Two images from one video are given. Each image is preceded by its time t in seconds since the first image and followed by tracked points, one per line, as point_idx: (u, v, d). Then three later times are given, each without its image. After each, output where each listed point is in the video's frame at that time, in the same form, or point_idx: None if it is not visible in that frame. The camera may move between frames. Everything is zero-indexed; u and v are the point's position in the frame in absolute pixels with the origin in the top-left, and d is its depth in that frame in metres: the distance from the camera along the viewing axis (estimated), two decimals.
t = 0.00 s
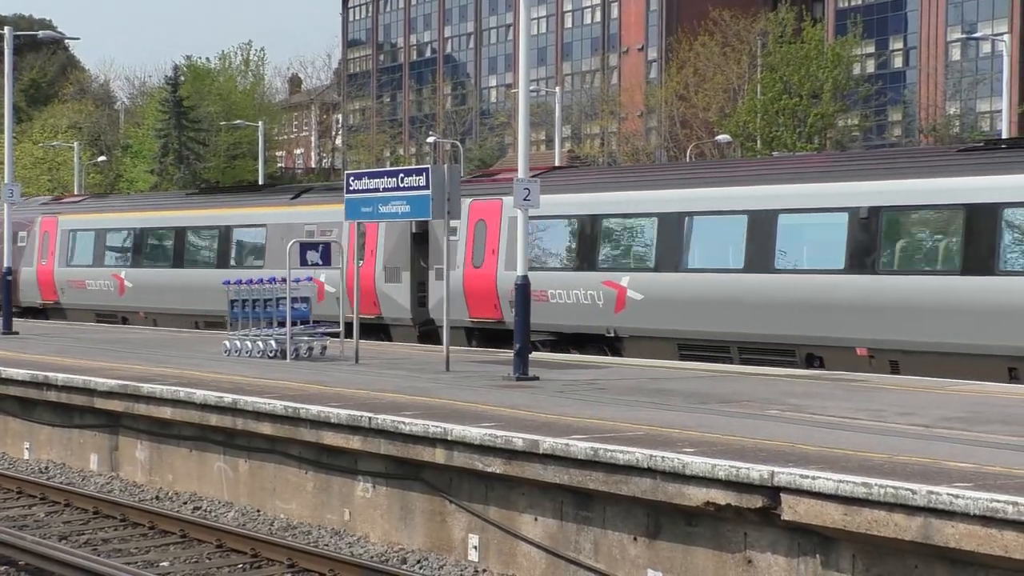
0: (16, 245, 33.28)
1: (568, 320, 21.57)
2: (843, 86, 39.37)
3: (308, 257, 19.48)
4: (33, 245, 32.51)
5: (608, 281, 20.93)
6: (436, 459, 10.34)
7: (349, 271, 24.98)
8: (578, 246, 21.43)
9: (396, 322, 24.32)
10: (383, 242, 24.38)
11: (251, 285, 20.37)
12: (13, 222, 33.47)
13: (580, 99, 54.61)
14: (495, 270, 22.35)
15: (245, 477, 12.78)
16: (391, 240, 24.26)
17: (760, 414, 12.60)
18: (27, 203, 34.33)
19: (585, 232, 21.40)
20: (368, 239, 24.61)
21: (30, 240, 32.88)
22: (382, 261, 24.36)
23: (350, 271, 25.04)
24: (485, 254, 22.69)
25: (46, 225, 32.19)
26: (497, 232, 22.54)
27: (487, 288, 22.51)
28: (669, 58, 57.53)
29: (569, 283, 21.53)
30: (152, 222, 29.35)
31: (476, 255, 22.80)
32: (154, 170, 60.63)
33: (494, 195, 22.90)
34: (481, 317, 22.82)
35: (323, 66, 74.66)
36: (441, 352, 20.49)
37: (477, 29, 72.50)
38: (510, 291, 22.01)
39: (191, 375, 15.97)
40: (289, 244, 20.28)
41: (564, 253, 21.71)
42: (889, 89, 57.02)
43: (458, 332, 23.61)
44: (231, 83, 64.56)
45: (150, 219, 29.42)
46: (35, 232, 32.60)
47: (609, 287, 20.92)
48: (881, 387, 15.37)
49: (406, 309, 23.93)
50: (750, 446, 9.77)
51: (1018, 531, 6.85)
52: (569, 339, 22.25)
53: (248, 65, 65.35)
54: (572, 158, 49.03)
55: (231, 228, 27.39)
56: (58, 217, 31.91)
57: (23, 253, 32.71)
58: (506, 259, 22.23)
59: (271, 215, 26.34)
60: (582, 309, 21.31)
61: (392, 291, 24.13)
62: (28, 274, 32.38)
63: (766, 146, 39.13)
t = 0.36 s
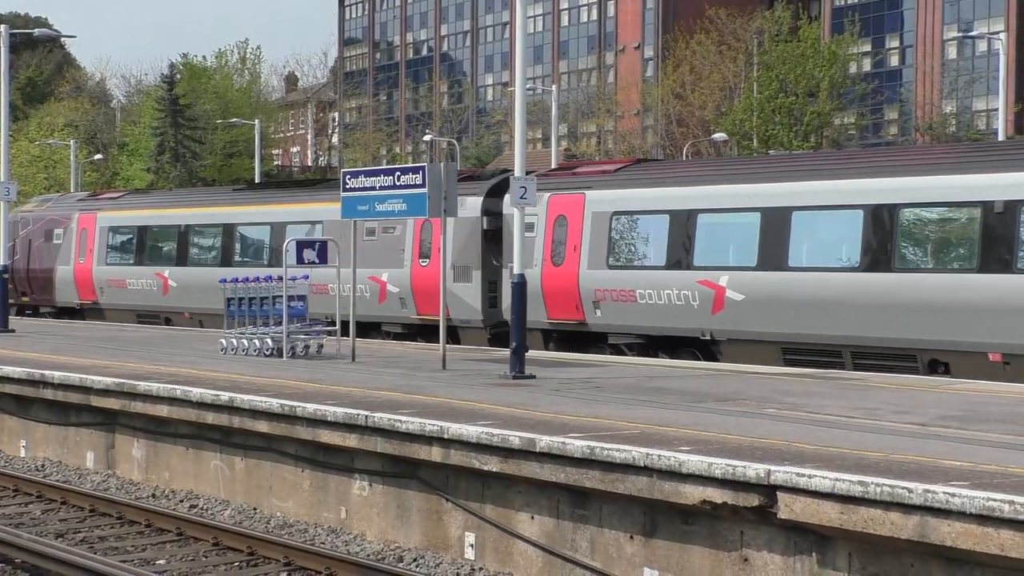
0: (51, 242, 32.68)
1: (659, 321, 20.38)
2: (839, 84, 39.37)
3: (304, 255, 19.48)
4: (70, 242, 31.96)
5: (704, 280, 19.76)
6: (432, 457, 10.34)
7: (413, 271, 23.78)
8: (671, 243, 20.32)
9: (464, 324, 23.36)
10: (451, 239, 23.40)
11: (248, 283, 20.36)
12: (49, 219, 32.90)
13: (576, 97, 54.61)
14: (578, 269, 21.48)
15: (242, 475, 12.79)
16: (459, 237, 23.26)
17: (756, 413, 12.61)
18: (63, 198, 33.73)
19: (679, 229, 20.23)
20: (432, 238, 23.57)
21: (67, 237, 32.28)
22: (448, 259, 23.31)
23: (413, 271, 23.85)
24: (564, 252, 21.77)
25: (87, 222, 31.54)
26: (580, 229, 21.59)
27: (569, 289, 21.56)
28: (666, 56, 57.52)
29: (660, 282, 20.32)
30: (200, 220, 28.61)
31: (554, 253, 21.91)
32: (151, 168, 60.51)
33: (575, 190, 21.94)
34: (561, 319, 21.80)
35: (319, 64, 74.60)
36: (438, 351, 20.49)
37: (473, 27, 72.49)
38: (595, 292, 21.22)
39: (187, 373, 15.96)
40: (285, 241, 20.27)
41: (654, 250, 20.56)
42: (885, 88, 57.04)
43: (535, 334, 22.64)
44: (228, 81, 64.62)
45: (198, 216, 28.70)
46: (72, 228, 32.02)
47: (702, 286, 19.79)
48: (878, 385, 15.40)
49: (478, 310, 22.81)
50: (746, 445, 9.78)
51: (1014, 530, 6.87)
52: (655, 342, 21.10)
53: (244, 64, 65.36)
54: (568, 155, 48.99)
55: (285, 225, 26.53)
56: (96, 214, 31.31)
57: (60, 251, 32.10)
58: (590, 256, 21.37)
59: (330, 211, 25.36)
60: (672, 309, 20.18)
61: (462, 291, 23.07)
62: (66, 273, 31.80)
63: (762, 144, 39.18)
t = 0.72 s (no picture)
0: (92, 240, 31.01)
1: (764, 324, 18.85)
2: (837, 82, 39.40)
3: (301, 253, 19.46)
4: (112, 241, 30.38)
5: (819, 280, 18.28)
6: (430, 455, 10.34)
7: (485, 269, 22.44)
8: (776, 240, 18.83)
9: (542, 325, 21.88)
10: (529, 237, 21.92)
11: (245, 281, 20.31)
12: (88, 216, 31.21)
13: (574, 95, 54.63)
14: (672, 269, 19.98)
15: (240, 473, 12.78)
16: (539, 234, 21.76)
17: (754, 410, 12.62)
18: (102, 194, 31.87)
19: (788, 224, 18.78)
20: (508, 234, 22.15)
21: (107, 235, 30.72)
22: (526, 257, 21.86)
23: (487, 269, 22.48)
24: (656, 250, 20.27)
25: (128, 219, 30.04)
26: (674, 225, 20.11)
27: (661, 290, 20.07)
28: (663, 53, 57.55)
29: (764, 282, 18.85)
30: (249, 215, 27.06)
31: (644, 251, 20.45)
32: (148, 166, 60.41)
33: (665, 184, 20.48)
34: (654, 321, 20.28)
35: (316, 62, 74.52)
36: (435, 348, 20.49)
37: (471, 25, 72.52)
38: (690, 292, 19.73)
39: (186, 371, 15.95)
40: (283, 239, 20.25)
41: (756, 248, 19.07)
42: (882, 85, 57.05)
43: (622, 337, 21.14)
44: (225, 79, 64.69)
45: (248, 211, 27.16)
46: (114, 226, 30.44)
47: (817, 286, 18.28)
48: (875, 383, 15.41)
49: (558, 312, 21.40)
50: (743, 442, 9.79)
51: (1012, 527, 6.88)
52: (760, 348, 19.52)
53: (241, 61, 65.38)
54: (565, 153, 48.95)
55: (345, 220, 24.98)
56: (141, 211, 29.76)
57: (100, 249, 30.55)
58: (685, 254, 19.88)
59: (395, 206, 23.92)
60: (783, 311, 18.64)
61: (541, 290, 21.65)
62: (107, 271, 30.29)
63: (759, 142, 39.14)
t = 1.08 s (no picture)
0: (134, 237, 30.08)
1: (881, 327, 17.76)
2: (834, 80, 39.44)
3: (298, 251, 19.43)
4: (155, 238, 29.44)
5: (943, 280, 17.15)
6: (427, 453, 10.34)
7: (568, 268, 21.36)
8: (893, 237, 17.74)
9: (629, 327, 20.84)
10: (615, 234, 20.88)
11: (241, 279, 20.26)
12: (129, 212, 30.28)
13: (570, 92, 54.65)
14: (777, 267, 18.89)
15: (237, 471, 12.78)
16: (627, 231, 20.69)
17: (751, 408, 12.62)
18: (144, 189, 30.98)
19: (907, 220, 17.65)
20: (594, 229, 21.10)
21: (150, 232, 29.78)
22: (613, 255, 20.83)
23: (569, 268, 21.41)
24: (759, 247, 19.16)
25: (172, 216, 29.02)
26: (779, 221, 18.99)
27: (765, 289, 18.97)
28: (660, 51, 57.56)
29: (883, 281, 17.74)
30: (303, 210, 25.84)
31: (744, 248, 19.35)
32: (144, 165, 60.30)
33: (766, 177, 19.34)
34: (756, 323, 19.20)
35: (313, 59, 74.46)
36: (432, 346, 20.49)
37: (467, 23, 72.53)
38: (798, 292, 18.64)
39: (182, 368, 15.94)
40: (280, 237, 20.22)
41: (874, 245, 17.97)
42: (879, 82, 57.06)
43: (718, 340, 20.01)
44: (222, 77, 64.73)
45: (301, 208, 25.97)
46: (158, 222, 29.48)
47: (941, 286, 17.16)
48: (872, 381, 15.41)
49: (649, 313, 20.35)
50: (740, 440, 9.78)
51: (1010, 525, 6.87)
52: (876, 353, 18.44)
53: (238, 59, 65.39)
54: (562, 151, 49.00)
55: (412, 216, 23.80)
56: (186, 207, 28.80)
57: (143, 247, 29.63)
58: (792, 252, 18.77)
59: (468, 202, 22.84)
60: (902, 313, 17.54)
61: (627, 289, 20.58)
62: (150, 270, 29.34)
63: (756, 139, 39.05)
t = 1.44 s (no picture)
0: (181, 234, 29.46)
1: (1015, 330, 16.50)
2: (831, 77, 39.52)
3: (296, 248, 19.40)
4: (204, 234, 28.77)
5: None
6: (425, 450, 10.34)
7: (662, 266, 20.02)
8: None
9: (729, 328, 19.53)
10: (715, 229, 19.49)
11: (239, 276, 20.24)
12: (176, 208, 29.75)
13: (568, 90, 54.67)
14: (901, 266, 17.63)
15: (235, 468, 12.77)
16: (727, 227, 19.35)
17: (749, 405, 12.62)
18: (191, 184, 30.51)
19: None
20: (691, 225, 19.73)
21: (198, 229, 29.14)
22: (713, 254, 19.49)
23: (661, 266, 20.10)
24: (881, 244, 17.89)
25: (221, 211, 28.24)
26: (902, 216, 17.71)
27: (888, 290, 17.73)
28: (658, 48, 57.53)
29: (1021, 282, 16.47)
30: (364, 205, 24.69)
31: (864, 245, 18.10)
32: (142, 162, 60.22)
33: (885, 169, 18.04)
34: (878, 326, 17.96)
35: (311, 57, 74.42)
36: (430, 344, 20.48)
37: (465, 20, 72.47)
38: (925, 292, 17.38)
39: (181, 366, 15.92)
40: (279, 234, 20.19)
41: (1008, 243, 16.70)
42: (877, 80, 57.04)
43: (830, 343, 18.75)
44: (219, 74, 64.70)
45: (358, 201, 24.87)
46: (207, 218, 28.75)
47: None
48: (869, 378, 15.42)
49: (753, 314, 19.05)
50: (737, 437, 9.78)
51: (1007, 522, 6.88)
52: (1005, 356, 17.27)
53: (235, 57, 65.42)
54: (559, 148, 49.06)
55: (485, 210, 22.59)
56: (236, 203, 27.82)
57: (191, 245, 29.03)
58: (919, 250, 17.53)
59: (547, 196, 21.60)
60: None
61: (728, 289, 19.28)
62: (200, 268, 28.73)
63: (754, 137, 38.94)
